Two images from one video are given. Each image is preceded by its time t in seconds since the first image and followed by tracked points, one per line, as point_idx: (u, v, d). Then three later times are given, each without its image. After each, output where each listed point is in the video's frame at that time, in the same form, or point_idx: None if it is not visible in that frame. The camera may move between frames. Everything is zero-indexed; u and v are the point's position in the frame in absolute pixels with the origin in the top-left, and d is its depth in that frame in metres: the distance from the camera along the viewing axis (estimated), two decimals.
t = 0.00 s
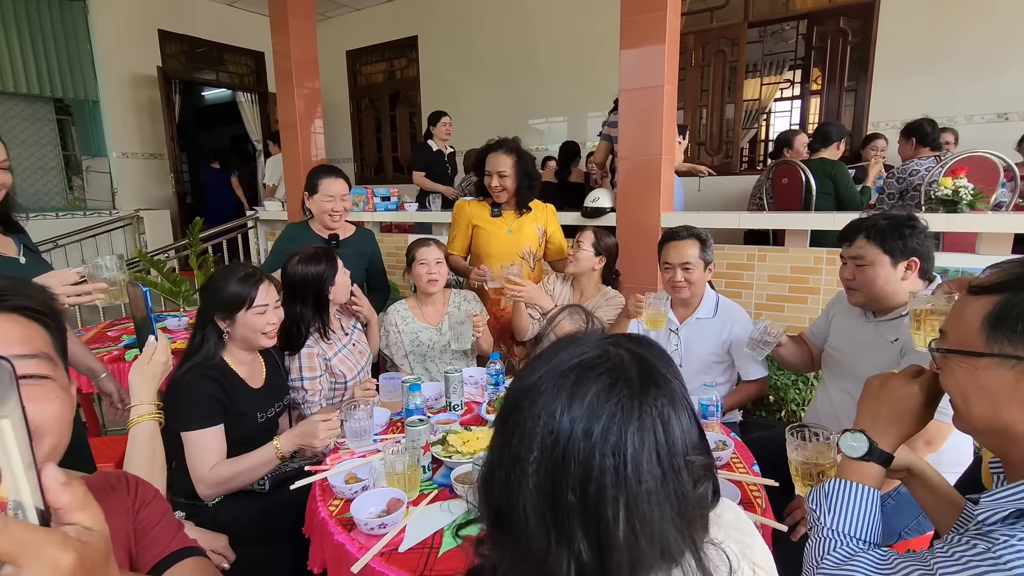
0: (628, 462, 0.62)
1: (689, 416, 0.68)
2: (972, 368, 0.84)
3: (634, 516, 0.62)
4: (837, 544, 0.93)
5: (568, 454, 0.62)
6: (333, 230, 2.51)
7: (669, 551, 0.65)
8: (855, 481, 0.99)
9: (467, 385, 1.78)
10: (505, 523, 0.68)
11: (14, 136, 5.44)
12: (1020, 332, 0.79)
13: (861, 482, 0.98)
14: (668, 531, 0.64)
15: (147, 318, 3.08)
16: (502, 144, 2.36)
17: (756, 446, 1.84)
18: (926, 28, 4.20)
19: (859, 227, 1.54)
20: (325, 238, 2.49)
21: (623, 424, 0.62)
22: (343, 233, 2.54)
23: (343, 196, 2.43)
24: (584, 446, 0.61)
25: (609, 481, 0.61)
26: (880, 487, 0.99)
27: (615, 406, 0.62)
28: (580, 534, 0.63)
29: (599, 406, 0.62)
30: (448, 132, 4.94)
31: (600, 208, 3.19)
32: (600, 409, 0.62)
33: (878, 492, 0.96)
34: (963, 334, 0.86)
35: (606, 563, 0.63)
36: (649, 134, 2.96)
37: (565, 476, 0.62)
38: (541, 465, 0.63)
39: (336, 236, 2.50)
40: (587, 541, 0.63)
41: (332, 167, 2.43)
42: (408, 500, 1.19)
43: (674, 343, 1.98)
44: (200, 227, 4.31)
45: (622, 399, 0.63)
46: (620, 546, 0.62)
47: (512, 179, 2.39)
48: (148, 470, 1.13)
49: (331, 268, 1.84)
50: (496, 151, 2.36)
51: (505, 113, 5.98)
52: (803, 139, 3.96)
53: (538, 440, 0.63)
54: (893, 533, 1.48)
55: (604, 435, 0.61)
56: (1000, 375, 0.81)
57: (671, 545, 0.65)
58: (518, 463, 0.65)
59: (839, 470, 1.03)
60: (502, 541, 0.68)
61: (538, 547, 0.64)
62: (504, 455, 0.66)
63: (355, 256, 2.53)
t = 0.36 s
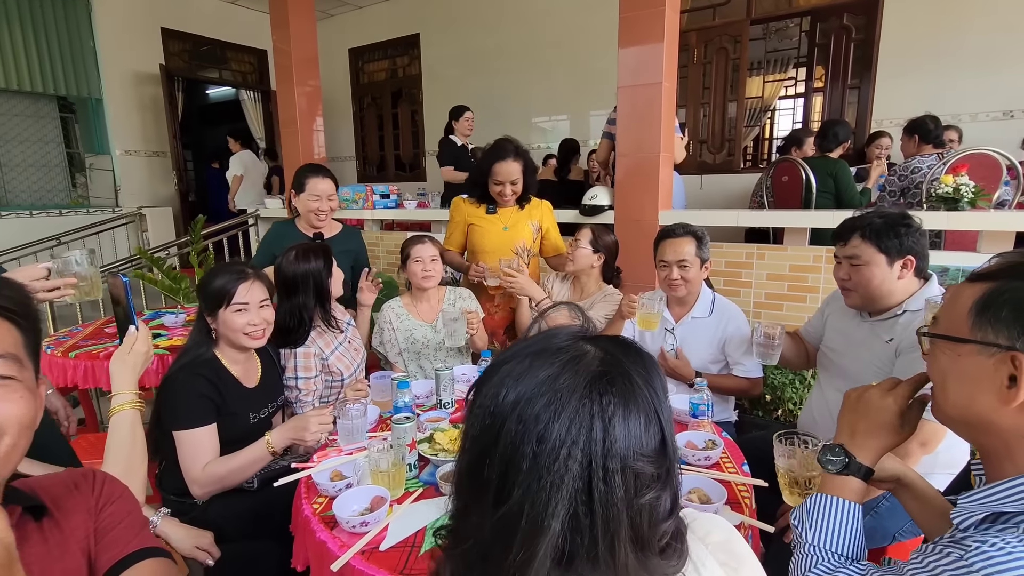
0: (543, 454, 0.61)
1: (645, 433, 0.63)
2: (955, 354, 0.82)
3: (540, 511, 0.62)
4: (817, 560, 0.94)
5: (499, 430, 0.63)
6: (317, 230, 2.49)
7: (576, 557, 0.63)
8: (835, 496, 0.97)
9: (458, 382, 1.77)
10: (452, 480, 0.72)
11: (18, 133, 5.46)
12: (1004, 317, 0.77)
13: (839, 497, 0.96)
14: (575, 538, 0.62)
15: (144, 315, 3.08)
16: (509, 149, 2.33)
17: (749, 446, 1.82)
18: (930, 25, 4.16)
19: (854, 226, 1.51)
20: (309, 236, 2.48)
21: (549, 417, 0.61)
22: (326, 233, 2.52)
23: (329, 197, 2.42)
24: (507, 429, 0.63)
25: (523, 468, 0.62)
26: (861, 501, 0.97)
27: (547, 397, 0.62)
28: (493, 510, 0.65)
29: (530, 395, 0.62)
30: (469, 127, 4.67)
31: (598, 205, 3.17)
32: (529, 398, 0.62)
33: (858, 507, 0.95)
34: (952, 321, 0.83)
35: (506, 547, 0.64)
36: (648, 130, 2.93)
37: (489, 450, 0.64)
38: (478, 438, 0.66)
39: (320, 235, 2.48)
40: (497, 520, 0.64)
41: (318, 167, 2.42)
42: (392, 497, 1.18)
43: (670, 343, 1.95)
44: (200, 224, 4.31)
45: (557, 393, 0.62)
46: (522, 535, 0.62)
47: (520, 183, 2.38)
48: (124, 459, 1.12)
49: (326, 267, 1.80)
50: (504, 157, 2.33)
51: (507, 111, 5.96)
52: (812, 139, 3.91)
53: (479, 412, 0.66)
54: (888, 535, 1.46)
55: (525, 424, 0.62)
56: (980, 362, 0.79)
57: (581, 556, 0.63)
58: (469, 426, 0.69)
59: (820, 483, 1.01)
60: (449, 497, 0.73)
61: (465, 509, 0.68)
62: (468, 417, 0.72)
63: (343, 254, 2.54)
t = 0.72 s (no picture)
0: (569, 479, 0.56)
1: (656, 430, 0.62)
2: (941, 356, 0.81)
3: (573, 538, 0.57)
4: None
5: (514, 461, 0.57)
6: (325, 231, 2.52)
7: None
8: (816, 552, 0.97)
9: (457, 384, 1.77)
10: (446, 523, 0.64)
11: (39, 137, 5.54)
12: (988, 322, 0.75)
13: (820, 552, 0.96)
14: (612, 559, 0.59)
15: (157, 315, 3.13)
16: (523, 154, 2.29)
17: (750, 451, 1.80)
18: (945, 22, 4.08)
19: (856, 228, 1.49)
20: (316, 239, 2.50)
21: (569, 440, 0.56)
22: (334, 234, 2.55)
23: (338, 200, 2.44)
24: (523, 461, 0.57)
25: (548, 498, 0.57)
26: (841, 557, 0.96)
27: (561, 418, 0.57)
28: (514, 549, 0.59)
29: (544, 420, 0.57)
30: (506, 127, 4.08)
31: (604, 207, 3.16)
32: (542, 422, 0.57)
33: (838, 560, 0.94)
34: (941, 322, 0.82)
35: None
36: (654, 131, 2.92)
37: (502, 485, 0.58)
38: (486, 472, 0.59)
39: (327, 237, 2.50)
40: (521, 559, 0.58)
41: (325, 171, 2.44)
42: (383, 499, 1.19)
43: (670, 346, 1.94)
44: (212, 225, 4.37)
45: (572, 411, 0.57)
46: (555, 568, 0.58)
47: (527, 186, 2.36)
48: (125, 458, 1.14)
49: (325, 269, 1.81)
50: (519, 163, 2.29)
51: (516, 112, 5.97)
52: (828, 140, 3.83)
53: (481, 445, 0.59)
54: (891, 543, 1.43)
55: (544, 451, 0.56)
56: (963, 366, 0.78)
57: None
58: (460, 461, 0.62)
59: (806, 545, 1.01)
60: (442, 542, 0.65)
61: (472, 552, 0.61)
62: (452, 450, 0.64)
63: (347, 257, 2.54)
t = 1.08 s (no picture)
0: (649, 455, 0.60)
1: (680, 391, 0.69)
2: (976, 368, 0.76)
3: (660, 506, 0.61)
4: None
5: (593, 455, 0.58)
6: (350, 231, 2.56)
7: (690, 531, 0.64)
8: None
9: (461, 381, 1.79)
10: (514, 545, 0.61)
11: (65, 139, 5.71)
12: None
13: None
14: (688, 514, 0.64)
15: (173, 312, 3.20)
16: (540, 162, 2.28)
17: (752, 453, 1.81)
18: (965, 20, 4.01)
19: (860, 228, 1.49)
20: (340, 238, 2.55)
21: (639, 420, 0.59)
22: (358, 234, 2.58)
23: (360, 201, 2.48)
24: (606, 451, 0.58)
25: (636, 477, 0.59)
26: None
27: (626, 404, 0.59)
28: (606, 537, 0.60)
29: (612, 408, 0.59)
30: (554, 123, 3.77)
31: (613, 208, 3.17)
32: (612, 411, 0.59)
33: None
34: (972, 329, 0.76)
35: (631, 561, 0.60)
36: (664, 132, 2.92)
37: (587, 481, 0.59)
38: (563, 474, 0.59)
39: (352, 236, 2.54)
40: (617, 543, 0.60)
41: (350, 171, 2.47)
42: (384, 492, 1.22)
43: (674, 347, 1.95)
44: (230, 226, 4.46)
45: (632, 394, 0.60)
46: (648, 539, 0.61)
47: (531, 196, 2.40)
48: (135, 449, 1.18)
49: (329, 267, 1.86)
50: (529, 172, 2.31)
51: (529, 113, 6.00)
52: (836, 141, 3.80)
53: (554, 451, 0.58)
54: (893, 546, 1.44)
55: (624, 436, 0.59)
56: (981, 374, 0.76)
57: (692, 526, 0.65)
58: (525, 477, 0.60)
59: None
60: (509, 566, 0.62)
61: (559, 561, 0.60)
62: (505, 470, 0.61)
63: (363, 259, 2.56)
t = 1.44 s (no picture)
0: (687, 424, 0.66)
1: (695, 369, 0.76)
2: (949, 361, 0.79)
3: (699, 469, 0.67)
4: None
5: (642, 431, 0.63)
6: (362, 227, 2.60)
7: (721, 489, 0.71)
8: None
9: (463, 376, 1.83)
10: (569, 520, 0.66)
11: (80, 138, 5.82)
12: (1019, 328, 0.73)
13: None
14: (720, 473, 0.70)
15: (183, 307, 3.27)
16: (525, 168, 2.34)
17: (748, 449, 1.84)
18: (976, 18, 3.97)
19: (860, 226, 1.51)
20: (353, 233, 2.60)
21: (675, 395, 0.65)
22: (371, 230, 2.63)
23: (370, 197, 2.52)
24: (650, 426, 0.64)
25: (678, 445, 0.65)
26: None
27: (663, 382, 0.65)
28: (656, 502, 0.65)
29: (652, 387, 0.64)
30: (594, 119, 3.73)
31: (616, 207, 3.19)
32: (653, 389, 0.64)
33: None
34: (939, 324, 0.79)
35: (682, 524, 0.66)
36: (667, 132, 2.94)
37: (637, 454, 0.64)
38: (616, 451, 0.63)
39: (364, 232, 2.59)
40: (665, 507, 0.66)
41: (361, 168, 2.51)
42: (385, 480, 1.25)
43: (673, 343, 1.97)
44: (239, 224, 4.52)
45: (666, 372, 0.66)
46: (693, 501, 0.66)
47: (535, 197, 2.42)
48: (144, 436, 1.23)
49: (330, 263, 1.90)
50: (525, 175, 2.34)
51: (536, 113, 6.03)
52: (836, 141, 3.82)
53: (605, 430, 0.63)
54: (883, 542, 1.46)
55: (665, 410, 0.64)
56: (961, 367, 0.78)
57: (722, 486, 0.71)
58: (578, 456, 0.64)
59: None
60: (565, 542, 0.66)
61: (614, 531, 0.65)
62: (556, 452, 0.65)
63: (374, 254, 2.61)
